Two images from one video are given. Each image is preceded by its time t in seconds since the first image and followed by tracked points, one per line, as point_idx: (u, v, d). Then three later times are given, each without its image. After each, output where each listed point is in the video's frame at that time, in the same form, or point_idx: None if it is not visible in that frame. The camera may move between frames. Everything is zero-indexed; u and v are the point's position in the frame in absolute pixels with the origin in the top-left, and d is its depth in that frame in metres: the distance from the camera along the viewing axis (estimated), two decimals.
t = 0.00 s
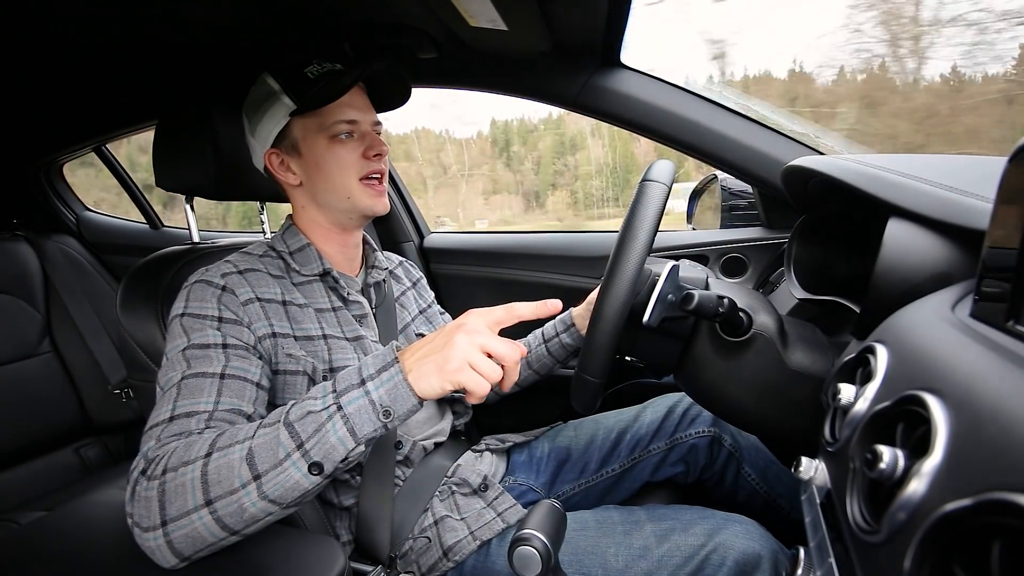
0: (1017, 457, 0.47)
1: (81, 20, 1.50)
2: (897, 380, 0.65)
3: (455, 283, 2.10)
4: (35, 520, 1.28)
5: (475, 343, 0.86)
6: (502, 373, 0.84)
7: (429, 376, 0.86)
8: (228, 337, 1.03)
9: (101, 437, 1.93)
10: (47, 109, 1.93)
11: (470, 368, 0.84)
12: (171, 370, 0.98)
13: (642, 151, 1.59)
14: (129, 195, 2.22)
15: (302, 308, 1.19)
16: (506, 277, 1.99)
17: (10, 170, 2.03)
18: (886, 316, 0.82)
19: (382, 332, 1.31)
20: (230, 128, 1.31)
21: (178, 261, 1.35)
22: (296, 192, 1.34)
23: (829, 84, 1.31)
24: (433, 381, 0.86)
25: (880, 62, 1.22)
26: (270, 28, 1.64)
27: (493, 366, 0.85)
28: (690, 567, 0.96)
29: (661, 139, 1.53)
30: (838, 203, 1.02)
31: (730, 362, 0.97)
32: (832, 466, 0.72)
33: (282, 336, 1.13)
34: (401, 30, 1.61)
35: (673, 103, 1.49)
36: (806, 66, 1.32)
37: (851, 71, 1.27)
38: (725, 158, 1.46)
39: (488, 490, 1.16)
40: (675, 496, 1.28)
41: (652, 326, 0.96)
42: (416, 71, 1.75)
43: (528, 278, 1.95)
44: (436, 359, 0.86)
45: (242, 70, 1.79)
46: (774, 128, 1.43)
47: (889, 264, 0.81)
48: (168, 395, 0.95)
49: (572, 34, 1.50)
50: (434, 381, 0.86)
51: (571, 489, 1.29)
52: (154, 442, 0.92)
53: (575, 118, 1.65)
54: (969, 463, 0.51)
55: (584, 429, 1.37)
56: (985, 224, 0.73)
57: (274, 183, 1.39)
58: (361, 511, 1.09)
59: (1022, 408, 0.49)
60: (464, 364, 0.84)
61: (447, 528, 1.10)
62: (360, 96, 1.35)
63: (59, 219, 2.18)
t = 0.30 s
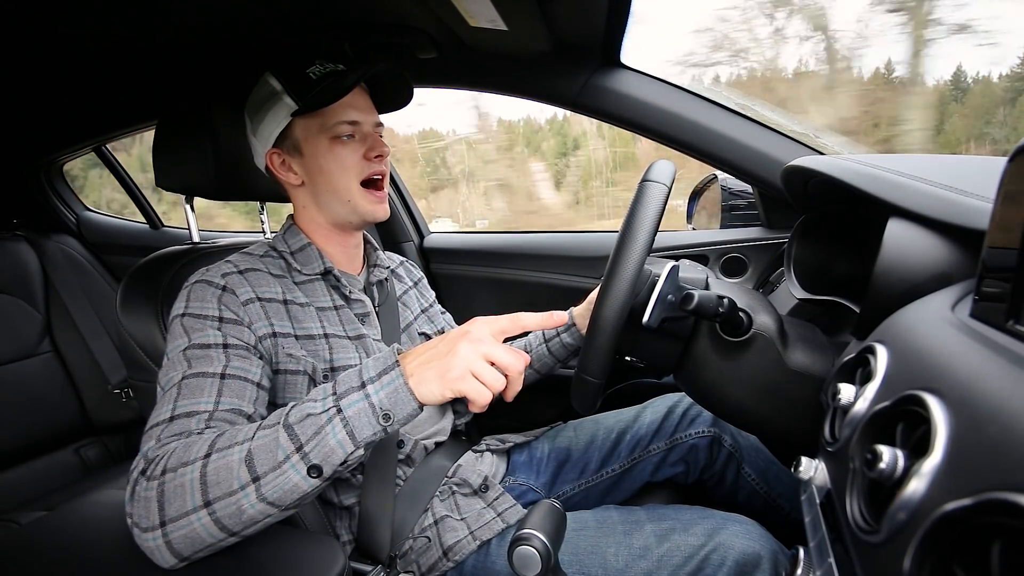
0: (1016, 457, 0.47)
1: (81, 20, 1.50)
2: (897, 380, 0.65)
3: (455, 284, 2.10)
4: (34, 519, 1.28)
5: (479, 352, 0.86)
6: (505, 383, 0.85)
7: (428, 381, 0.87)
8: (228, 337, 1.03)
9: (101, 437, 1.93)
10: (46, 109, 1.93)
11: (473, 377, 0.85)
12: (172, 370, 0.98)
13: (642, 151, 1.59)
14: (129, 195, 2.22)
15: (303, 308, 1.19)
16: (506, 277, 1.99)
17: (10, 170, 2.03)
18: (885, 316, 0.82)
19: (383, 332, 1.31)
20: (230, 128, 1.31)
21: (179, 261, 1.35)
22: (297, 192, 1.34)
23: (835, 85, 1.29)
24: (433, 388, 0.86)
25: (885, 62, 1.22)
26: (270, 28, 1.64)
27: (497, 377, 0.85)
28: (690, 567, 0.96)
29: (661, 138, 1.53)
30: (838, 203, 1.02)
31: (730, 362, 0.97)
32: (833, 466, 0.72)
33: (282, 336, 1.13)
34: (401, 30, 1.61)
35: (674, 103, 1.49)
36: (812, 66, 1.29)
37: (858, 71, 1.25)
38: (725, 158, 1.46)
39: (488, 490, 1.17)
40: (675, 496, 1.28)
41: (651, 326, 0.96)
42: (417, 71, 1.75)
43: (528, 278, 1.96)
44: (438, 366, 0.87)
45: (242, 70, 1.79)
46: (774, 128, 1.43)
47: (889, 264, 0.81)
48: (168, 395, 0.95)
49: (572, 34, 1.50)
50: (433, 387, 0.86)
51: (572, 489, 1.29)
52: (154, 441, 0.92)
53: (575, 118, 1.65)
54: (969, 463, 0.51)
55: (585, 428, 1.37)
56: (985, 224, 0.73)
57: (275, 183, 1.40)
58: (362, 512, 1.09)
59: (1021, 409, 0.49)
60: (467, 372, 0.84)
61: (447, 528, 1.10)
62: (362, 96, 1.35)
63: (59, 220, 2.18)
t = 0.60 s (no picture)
0: (1016, 456, 0.47)
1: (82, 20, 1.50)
2: (897, 380, 0.65)
3: (455, 283, 2.10)
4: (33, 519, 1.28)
5: (491, 345, 0.87)
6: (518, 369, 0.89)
7: (449, 377, 0.85)
8: (229, 335, 1.04)
9: (101, 437, 1.93)
10: (46, 109, 1.93)
11: (491, 368, 0.87)
12: (172, 369, 0.98)
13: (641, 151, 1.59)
14: (130, 194, 2.23)
15: (304, 307, 1.19)
16: (506, 277, 1.99)
17: (11, 170, 2.04)
18: (885, 315, 0.82)
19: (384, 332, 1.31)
20: (230, 128, 1.31)
21: (179, 260, 1.35)
22: (294, 192, 1.35)
23: (841, 88, 1.26)
24: (457, 384, 0.85)
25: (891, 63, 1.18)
26: (270, 27, 1.64)
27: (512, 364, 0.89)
28: (690, 567, 0.96)
29: (661, 138, 1.53)
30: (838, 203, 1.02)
31: (730, 362, 0.98)
32: (833, 466, 0.72)
33: (283, 335, 1.13)
34: (400, 30, 1.62)
35: (673, 103, 1.49)
36: (817, 68, 1.27)
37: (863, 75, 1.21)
38: (725, 158, 1.46)
39: (488, 490, 1.17)
40: (675, 496, 1.28)
41: (651, 327, 0.96)
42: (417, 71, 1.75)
43: (528, 278, 1.96)
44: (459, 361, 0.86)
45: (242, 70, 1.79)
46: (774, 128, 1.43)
47: (889, 264, 0.81)
48: (168, 395, 0.95)
49: (572, 34, 1.50)
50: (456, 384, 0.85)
51: (572, 489, 1.29)
52: (153, 441, 0.92)
53: (575, 118, 1.65)
54: (969, 463, 0.51)
55: (585, 428, 1.37)
56: (985, 224, 0.73)
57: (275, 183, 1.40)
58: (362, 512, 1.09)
59: (1021, 408, 0.49)
60: (486, 366, 0.86)
61: (447, 528, 1.10)
62: (354, 94, 1.33)
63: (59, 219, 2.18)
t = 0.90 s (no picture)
0: (1017, 457, 0.47)
1: (81, 21, 1.50)
2: (897, 381, 0.65)
3: (455, 284, 2.10)
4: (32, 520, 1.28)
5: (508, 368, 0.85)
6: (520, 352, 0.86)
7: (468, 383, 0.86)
8: (231, 334, 1.04)
9: (101, 437, 1.93)
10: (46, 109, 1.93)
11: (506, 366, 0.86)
12: (175, 367, 0.98)
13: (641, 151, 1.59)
14: (130, 195, 2.23)
15: (303, 306, 1.19)
16: (506, 277, 1.99)
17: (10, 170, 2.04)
18: (885, 315, 0.82)
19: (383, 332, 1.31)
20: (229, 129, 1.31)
21: (180, 260, 1.35)
22: (285, 194, 1.35)
23: (846, 89, 1.26)
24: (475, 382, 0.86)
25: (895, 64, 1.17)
26: (270, 27, 1.64)
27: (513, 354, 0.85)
28: (690, 567, 0.96)
29: (661, 138, 1.53)
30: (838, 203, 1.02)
31: (730, 362, 0.98)
32: (833, 466, 0.72)
33: (283, 334, 1.13)
34: (400, 30, 1.61)
35: (673, 103, 1.50)
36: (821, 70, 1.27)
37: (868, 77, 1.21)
38: (725, 158, 1.46)
39: (488, 490, 1.17)
40: (675, 496, 1.28)
41: (651, 328, 0.97)
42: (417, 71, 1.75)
43: (528, 278, 1.96)
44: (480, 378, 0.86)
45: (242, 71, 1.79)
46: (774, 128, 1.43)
47: (889, 264, 0.82)
48: (173, 393, 0.94)
49: (572, 34, 1.50)
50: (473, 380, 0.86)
51: (572, 489, 1.29)
52: (163, 441, 0.90)
53: (575, 118, 1.65)
54: (970, 462, 0.51)
55: (584, 428, 1.37)
56: (985, 224, 0.73)
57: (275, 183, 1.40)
58: (362, 511, 1.09)
59: (1021, 408, 0.49)
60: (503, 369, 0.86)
61: (446, 528, 1.10)
62: (337, 95, 1.32)
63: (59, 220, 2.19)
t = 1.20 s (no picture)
0: (1018, 457, 0.47)
1: (81, 22, 1.50)
2: (897, 381, 0.65)
3: (455, 284, 2.10)
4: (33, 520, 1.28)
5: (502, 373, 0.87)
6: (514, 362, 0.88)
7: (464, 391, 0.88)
8: (231, 336, 1.04)
9: (101, 437, 1.92)
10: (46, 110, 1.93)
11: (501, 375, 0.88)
12: (173, 368, 0.98)
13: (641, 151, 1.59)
14: (130, 195, 2.23)
15: (303, 307, 1.19)
16: (506, 277, 2.00)
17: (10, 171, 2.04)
18: (885, 315, 0.82)
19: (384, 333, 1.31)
20: (228, 129, 1.31)
21: (179, 260, 1.35)
22: (290, 194, 1.35)
23: (851, 89, 1.26)
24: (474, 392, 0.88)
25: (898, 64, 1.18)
26: (270, 28, 1.64)
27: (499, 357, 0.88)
28: (691, 567, 0.96)
29: (661, 138, 1.53)
30: (838, 203, 1.02)
31: (730, 362, 0.98)
32: (833, 466, 0.72)
33: (283, 335, 1.13)
34: (401, 30, 1.61)
35: (673, 103, 1.49)
36: (826, 71, 1.27)
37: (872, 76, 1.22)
38: (725, 158, 1.46)
39: (489, 490, 1.17)
40: (675, 495, 1.28)
41: (651, 329, 0.96)
42: (417, 71, 1.75)
43: (528, 278, 1.96)
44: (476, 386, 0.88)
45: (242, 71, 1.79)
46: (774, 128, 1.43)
47: (889, 264, 0.82)
48: (171, 395, 0.95)
49: (572, 34, 1.50)
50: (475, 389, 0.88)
51: (572, 489, 1.29)
52: (162, 442, 0.90)
53: (575, 119, 1.65)
54: (970, 463, 0.51)
55: (585, 428, 1.37)
56: (985, 224, 0.73)
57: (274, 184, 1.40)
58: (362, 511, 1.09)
59: (1021, 409, 0.49)
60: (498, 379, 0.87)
61: (447, 528, 1.10)
62: (352, 98, 1.33)
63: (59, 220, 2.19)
